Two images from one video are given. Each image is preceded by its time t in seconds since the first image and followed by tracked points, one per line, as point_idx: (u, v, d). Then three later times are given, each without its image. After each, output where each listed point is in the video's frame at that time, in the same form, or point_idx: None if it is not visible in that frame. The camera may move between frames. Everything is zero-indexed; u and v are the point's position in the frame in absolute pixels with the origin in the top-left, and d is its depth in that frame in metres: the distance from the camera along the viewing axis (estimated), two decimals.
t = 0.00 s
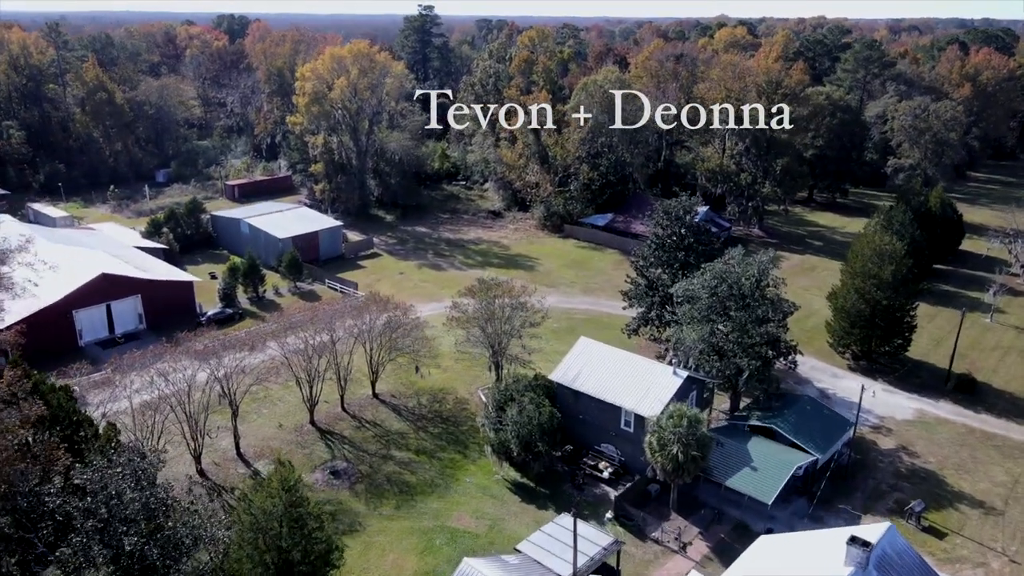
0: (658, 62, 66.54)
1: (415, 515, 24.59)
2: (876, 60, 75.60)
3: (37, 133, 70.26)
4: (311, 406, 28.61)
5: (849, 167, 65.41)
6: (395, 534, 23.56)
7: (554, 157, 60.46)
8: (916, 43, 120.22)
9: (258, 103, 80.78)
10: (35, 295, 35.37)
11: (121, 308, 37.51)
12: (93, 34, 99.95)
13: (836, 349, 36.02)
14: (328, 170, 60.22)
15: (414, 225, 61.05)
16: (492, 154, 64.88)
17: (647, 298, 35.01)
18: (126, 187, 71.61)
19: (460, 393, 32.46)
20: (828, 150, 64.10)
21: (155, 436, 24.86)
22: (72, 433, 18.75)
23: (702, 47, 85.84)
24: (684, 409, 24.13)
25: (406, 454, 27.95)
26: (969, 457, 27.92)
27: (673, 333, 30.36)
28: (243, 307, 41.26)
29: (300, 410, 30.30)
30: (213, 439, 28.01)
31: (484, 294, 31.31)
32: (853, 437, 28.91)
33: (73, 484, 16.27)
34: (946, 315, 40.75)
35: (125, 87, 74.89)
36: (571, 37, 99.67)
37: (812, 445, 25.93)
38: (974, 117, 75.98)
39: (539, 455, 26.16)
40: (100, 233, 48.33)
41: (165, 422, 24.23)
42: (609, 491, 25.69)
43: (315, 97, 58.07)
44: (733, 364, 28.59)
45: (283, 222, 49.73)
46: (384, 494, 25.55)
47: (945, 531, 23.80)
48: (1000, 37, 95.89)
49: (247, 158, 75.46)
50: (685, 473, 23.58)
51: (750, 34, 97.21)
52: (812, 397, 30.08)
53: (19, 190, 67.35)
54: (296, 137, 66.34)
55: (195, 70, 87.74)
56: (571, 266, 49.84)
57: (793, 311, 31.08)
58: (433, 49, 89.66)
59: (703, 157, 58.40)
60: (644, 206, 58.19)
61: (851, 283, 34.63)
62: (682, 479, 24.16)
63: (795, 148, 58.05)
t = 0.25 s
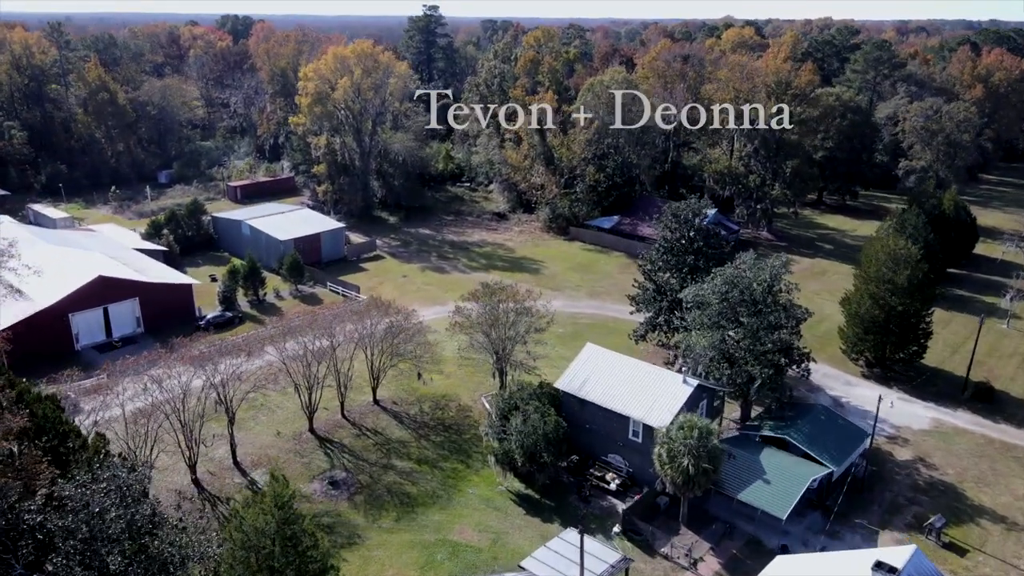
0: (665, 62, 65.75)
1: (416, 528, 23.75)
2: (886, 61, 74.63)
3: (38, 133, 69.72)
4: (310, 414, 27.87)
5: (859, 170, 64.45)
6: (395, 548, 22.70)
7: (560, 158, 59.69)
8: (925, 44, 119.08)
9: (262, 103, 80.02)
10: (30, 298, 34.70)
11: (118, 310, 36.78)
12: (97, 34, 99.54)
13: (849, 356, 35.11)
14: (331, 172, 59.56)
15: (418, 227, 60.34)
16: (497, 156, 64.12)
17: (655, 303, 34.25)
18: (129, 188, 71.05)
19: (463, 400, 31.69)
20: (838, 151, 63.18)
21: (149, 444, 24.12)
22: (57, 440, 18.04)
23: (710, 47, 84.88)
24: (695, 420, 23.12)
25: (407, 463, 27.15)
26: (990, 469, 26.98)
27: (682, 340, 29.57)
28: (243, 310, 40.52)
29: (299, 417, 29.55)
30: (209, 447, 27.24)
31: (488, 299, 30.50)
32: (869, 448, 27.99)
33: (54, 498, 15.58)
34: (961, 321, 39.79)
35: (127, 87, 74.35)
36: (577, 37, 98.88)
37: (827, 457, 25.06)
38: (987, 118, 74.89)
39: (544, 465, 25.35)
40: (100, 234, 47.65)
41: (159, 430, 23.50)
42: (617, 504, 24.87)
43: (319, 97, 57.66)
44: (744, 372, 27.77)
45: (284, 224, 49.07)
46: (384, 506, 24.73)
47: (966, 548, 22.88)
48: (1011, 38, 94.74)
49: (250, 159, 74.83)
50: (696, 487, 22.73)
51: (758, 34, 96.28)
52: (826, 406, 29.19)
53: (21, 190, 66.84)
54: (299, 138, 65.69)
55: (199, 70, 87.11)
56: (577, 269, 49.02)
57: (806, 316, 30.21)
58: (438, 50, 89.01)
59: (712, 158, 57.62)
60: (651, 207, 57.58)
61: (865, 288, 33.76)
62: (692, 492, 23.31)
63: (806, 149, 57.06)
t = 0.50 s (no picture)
0: (682, 62, 64.53)
1: (424, 539, 22.93)
2: (908, 61, 73.18)
3: (52, 133, 69.69)
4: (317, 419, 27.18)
5: (880, 172, 63.08)
6: (402, 560, 21.88)
7: (574, 159, 58.87)
8: (946, 45, 117.13)
9: (275, 103, 79.74)
10: (36, 298, 34.23)
11: (126, 311, 36.26)
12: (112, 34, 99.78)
13: (873, 364, 33.99)
14: (343, 172, 59.05)
15: (430, 228, 59.66)
16: (510, 156, 63.34)
17: (672, 307, 33.39)
18: (141, 187, 70.91)
19: (474, 405, 30.89)
20: (858, 153, 61.89)
21: (151, 450, 23.49)
22: (52, 445, 17.54)
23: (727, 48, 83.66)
24: (715, 431, 22.15)
25: (416, 471, 26.36)
26: None
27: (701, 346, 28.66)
28: (252, 312, 39.90)
29: (306, 423, 28.87)
30: (214, 452, 26.59)
31: (501, 302, 29.66)
32: (896, 461, 26.87)
33: (45, 508, 15.08)
34: (989, 329, 38.50)
35: (141, 87, 74.24)
36: (592, 37, 97.95)
37: (852, 470, 24.03)
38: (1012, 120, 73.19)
39: (557, 475, 24.50)
40: (110, 233, 47.25)
41: (161, 436, 22.88)
42: (632, 516, 23.96)
43: (331, 96, 57.15)
44: (766, 381, 26.78)
45: (295, 224, 48.53)
46: (392, 516, 23.93)
47: (1001, 569, 21.75)
48: None
49: (262, 158, 74.46)
50: (715, 501, 21.77)
51: (776, 35, 94.96)
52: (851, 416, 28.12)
53: (34, 189, 66.84)
54: (311, 138, 65.24)
55: (213, 70, 86.92)
56: (591, 272, 48.13)
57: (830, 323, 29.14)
58: (452, 50, 88.39)
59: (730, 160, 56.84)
60: (666, 208, 56.71)
61: (889, 293, 32.68)
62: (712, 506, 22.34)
63: (826, 150, 56.07)
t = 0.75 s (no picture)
0: (704, 61, 63.23)
1: (436, 551, 22.13)
2: (936, 62, 71.52)
3: (71, 131, 69.89)
4: (328, 424, 26.52)
5: (907, 175, 61.57)
6: (413, 573, 21.05)
7: (593, 160, 57.97)
8: (975, 46, 114.66)
9: (293, 103, 79.53)
10: (49, 296, 33.89)
11: (138, 311, 35.88)
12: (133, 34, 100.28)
13: (903, 373, 32.75)
14: (359, 171, 58.61)
15: (447, 229, 59.01)
16: (528, 157, 62.61)
17: (694, 312, 32.46)
18: (159, 186, 70.94)
19: (489, 411, 30.12)
20: (885, 156, 60.42)
21: (158, 454, 22.87)
22: (50, 450, 16.83)
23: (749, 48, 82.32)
24: (742, 443, 21.12)
25: (428, 479, 25.58)
26: None
27: (724, 353, 27.64)
28: (265, 312, 39.38)
29: (317, 427, 28.22)
30: (222, 457, 25.98)
31: (517, 306, 28.85)
32: (930, 476, 25.66)
33: (37, 518, 14.28)
34: None
35: (159, 86, 74.27)
36: (612, 37, 96.88)
37: (885, 486, 22.93)
38: None
39: (574, 486, 23.60)
40: (125, 232, 47.01)
41: (168, 440, 22.23)
42: (652, 530, 23.01)
43: (348, 95, 56.45)
44: (793, 391, 25.70)
45: (310, 224, 48.00)
46: (404, 526, 23.11)
47: None
48: None
49: (279, 157, 74.22)
50: (741, 516, 20.75)
51: (799, 35, 93.41)
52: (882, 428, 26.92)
53: (53, 187, 67.06)
54: (328, 137, 64.87)
55: (232, 70, 86.95)
56: (610, 275, 47.20)
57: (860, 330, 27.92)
58: (470, 49, 87.81)
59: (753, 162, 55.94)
60: (687, 210, 55.59)
61: (921, 300, 31.43)
62: (737, 522, 21.31)
63: (853, 152, 54.64)
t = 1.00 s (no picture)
0: (727, 61, 61.95)
1: (448, 563, 21.29)
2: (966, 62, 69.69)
3: (90, 129, 70.04)
4: (340, 429, 25.89)
5: (936, 177, 59.95)
6: None
7: (613, 161, 57.02)
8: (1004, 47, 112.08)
9: (310, 102, 79.28)
10: (61, 295, 33.57)
11: (151, 311, 35.48)
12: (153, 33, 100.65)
13: (936, 383, 31.44)
14: (376, 171, 58.08)
15: (463, 229, 58.31)
16: (547, 157, 61.78)
17: (717, 317, 31.40)
18: (177, 185, 70.91)
19: (504, 417, 29.28)
20: (913, 158, 58.83)
21: (164, 458, 22.24)
22: (48, 457, 16.19)
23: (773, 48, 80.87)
24: (769, 456, 20.07)
25: (441, 488, 24.76)
26: None
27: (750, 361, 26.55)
28: (279, 313, 38.82)
29: (328, 431, 27.52)
30: (231, 461, 25.34)
31: (534, 309, 27.99)
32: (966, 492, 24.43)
33: (30, 530, 13.60)
34: None
35: (178, 84, 74.23)
36: (633, 37, 95.72)
37: (919, 503, 21.78)
38: None
39: (592, 498, 22.67)
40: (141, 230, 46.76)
41: (174, 444, 21.60)
42: (674, 546, 22.01)
43: (365, 94, 55.80)
44: (822, 401, 24.57)
45: (325, 224, 47.41)
46: (416, 537, 22.30)
47: None
48: None
49: (296, 157, 73.89)
50: (768, 534, 19.69)
51: (824, 35, 91.70)
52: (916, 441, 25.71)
53: (71, 186, 67.20)
54: (345, 136, 64.43)
55: (251, 69, 86.90)
56: (629, 278, 46.19)
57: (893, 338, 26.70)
58: (489, 49, 87.08)
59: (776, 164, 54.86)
60: (708, 212, 54.50)
61: (955, 308, 30.07)
62: (764, 539, 20.25)
63: (881, 154, 53.03)
